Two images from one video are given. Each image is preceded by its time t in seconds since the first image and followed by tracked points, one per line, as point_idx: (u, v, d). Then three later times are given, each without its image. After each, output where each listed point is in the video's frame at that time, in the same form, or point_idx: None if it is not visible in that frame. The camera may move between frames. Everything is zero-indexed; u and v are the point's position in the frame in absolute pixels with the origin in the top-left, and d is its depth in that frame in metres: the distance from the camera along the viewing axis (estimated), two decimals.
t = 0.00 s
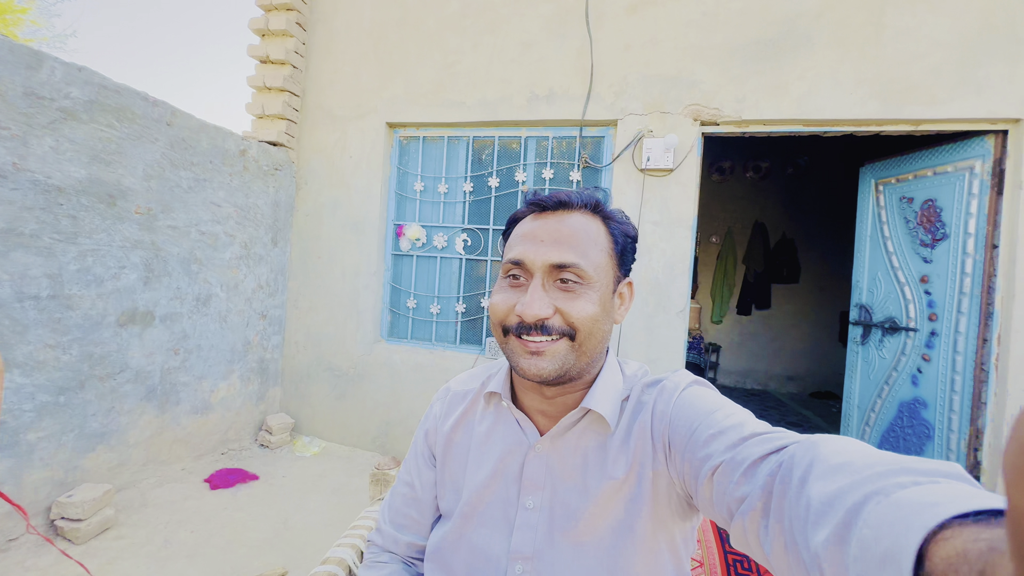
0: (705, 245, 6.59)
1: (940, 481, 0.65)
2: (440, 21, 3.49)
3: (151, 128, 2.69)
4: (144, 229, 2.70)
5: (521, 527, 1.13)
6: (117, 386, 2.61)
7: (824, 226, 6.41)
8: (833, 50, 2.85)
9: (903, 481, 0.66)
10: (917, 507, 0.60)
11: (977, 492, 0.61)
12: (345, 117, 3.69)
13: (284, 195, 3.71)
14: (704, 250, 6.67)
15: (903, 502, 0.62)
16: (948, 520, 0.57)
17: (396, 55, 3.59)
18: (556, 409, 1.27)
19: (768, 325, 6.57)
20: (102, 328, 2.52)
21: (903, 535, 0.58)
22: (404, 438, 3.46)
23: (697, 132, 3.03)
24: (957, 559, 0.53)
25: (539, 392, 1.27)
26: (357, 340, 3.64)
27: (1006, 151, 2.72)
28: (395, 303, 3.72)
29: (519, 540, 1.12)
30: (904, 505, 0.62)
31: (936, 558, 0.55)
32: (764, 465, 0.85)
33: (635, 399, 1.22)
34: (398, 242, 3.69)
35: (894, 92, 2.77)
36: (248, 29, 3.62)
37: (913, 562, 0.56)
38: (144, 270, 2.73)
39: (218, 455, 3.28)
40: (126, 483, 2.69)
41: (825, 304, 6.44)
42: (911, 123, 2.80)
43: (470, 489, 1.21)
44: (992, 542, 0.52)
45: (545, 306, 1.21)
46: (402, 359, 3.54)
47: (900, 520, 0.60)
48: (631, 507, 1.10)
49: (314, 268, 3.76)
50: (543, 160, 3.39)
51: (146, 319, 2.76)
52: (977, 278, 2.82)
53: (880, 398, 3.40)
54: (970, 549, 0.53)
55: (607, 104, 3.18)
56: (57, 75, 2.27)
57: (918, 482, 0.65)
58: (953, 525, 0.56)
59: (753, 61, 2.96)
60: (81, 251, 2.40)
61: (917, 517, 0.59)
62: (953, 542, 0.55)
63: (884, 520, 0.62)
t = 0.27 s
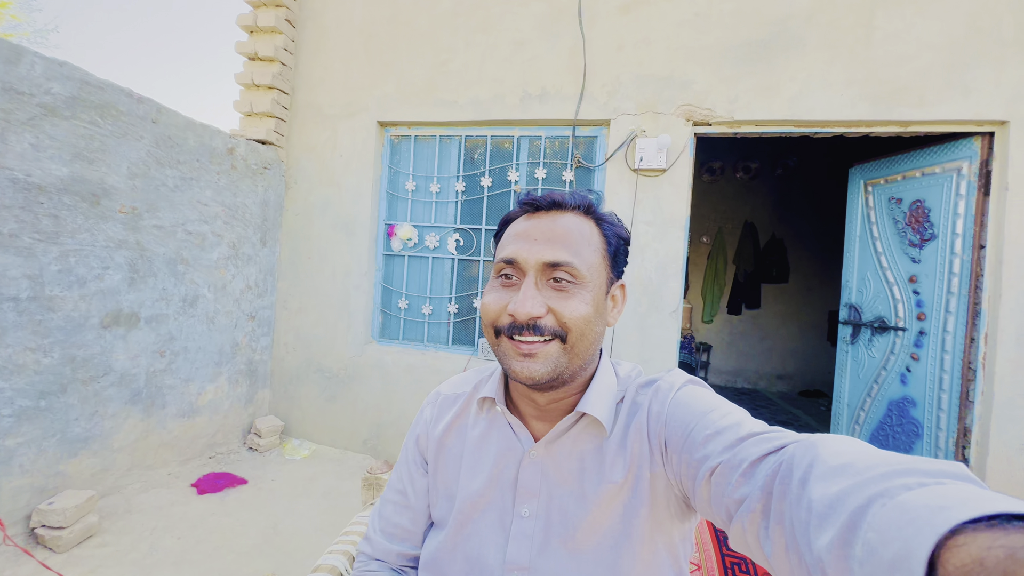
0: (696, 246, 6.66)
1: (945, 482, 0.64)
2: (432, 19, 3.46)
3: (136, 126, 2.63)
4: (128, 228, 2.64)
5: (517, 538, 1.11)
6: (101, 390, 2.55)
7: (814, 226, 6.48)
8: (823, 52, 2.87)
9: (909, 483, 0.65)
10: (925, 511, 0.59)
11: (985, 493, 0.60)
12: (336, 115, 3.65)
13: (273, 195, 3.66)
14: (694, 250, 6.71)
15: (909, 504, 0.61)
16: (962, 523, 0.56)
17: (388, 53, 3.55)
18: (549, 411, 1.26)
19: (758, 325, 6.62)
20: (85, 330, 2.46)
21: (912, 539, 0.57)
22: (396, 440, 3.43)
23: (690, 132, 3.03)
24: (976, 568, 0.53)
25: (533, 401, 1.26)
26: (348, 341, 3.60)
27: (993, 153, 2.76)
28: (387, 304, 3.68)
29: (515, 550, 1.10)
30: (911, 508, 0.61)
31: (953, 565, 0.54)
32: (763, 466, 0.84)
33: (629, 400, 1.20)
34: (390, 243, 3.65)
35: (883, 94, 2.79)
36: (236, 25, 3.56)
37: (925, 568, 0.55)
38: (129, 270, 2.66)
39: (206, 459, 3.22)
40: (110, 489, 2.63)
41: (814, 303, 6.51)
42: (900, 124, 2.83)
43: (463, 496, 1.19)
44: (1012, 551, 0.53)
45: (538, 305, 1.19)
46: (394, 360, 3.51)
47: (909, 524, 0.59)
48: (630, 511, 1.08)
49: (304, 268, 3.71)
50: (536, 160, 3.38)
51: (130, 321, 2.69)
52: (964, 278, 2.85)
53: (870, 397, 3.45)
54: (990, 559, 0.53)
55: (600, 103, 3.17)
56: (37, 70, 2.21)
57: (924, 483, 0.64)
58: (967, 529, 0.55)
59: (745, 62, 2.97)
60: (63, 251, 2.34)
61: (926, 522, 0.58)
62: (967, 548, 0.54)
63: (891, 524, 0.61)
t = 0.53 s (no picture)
0: (689, 245, 6.69)
1: (945, 463, 0.64)
2: (424, 17, 3.45)
3: (123, 122, 2.58)
4: (116, 227, 2.59)
5: (515, 526, 1.09)
6: (88, 392, 2.50)
7: (805, 224, 6.53)
8: (814, 49, 2.89)
9: (908, 464, 0.64)
10: (926, 493, 0.59)
11: (984, 474, 0.60)
12: (328, 113, 3.62)
13: (265, 193, 3.61)
14: (687, 249, 6.74)
15: (909, 486, 0.61)
16: (963, 504, 0.55)
17: (380, 51, 3.53)
18: (543, 399, 1.24)
19: (751, 323, 6.66)
20: (71, 331, 2.41)
21: (913, 521, 0.57)
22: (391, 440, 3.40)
23: (683, 129, 3.04)
24: (977, 547, 0.52)
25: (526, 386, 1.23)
26: (342, 341, 3.56)
27: (981, 149, 2.79)
28: (380, 303, 3.65)
29: (514, 537, 1.08)
30: (911, 490, 0.60)
31: (953, 543, 0.54)
32: (762, 449, 0.84)
33: (624, 386, 1.21)
34: (383, 241, 3.62)
35: (874, 90, 2.82)
36: (226, 22, 3.52)
37: (925, 549, 0.54)
38: (117, 270, 2.62)
39: (197, 461, 3.17)
40: (98, 493, 2.58)
41: (806, 301, 6.56)
42: (890, 120, 2.85)
43: (462, 483, 1.17)
44: (1011, 528, 0.51)
45: (542, 306, 1.18)
46: (388, 360, 3.48)
47: (910, 506, 0.58)
48: (629, 496, 1.08)
49: (296, 268, 3.67)
50: (530, 157, 3.37)
51: (119, 321, 2.64)
52: (955, 272, 2.88)
53: (863, 391, 3.48)
54: (990, 538, 0.52)
55: (593, 100, 3.17)
56: (21, 65, 2.16)
57: (924, 464, 0.64)
58: (967, 509, 0.54)
59: (737, 59, 2.98)
60: (48, 250, 2.29)
61: (927, 503, 0.57)
62: (969, 528, 0.54)
63: (891, 505, 0.61)
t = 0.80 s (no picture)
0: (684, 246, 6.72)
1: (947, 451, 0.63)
2: (419, 20, 3.45)
3: (116, 127, 2.56)
4: (110, 233, 2.57)
5: (522, 521, 1.07)
6: (83, 400, 2.47)
7: (799, 223, 6.58)
8: (807, 49, 2.92)
9: (909, 454, 0.64)
10: (925, 480, 0.58)
11: (985, 462, 0.59)
12: (323, 117, 3.60)
13: (260, 198, 3.59)
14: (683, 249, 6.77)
15: (909, 475, 0.61)
16: (960, 489, 0.54)
17: (375, 54, 3.52)
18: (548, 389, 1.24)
19: (747, 322, 6.69)
20: (65, 338, 2.38)
21: (912, 508, 0.57)
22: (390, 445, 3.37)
23: (679, 129, 3.06)
24: (975, 531, 0.51)
25: (530, 376, 1.23)
26: (339, 345, 3.54)
27: (973, 146, 2.82)
28: (378, 306, 3.63)
29: (520, 533, 1.06)
30: (911, 478, 0.60)
31: (950, 527, 0.53)
32: (765, 443, 0.84)
33: (628, 382, 1.22)
34: (380, 244, 3.61)
35: (867, 89, 2.84)
36: (219, 26, 3.51)
37: (925, 534, 0.54)
38: (111, 276, 2.59)
39: (194, 469, 3.13)
40: (94, 503, 2.54)
41: (801, 299, 6.60)
42: (883, 119, 2.88)
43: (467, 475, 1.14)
44: (1008, 511, 0.50)
45: (546, 290, 1.17)
46: (386, 364, 3.46)
47: (910, 493, 0.58)
48: (635, 492, 1.08)
49: (293, 272, 3.65)
50: (526, 159, 3.38)
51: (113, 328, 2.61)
52: (949, 269, 2.91)
53: (860, 388, 3.51)
54: (986, 521, 0.51)
55: (589, 102, 3.18)
56: (13, 69, 2.14)
57: (925, 453, 0.63)
58: (964, 494, 0.54)
59: (731, 60, 3.00)
60: (42, 257, 2.26)
61: (926, 490, 0.57)
62: (966, 513, 0.53)
63: (892, 494, 0.61)
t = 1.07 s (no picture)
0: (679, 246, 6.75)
1: (945, 457, 0.64)
2: (412, 25, 3.46)
3: (110, 137, 2.56)
4: (104, 242, 2.56)
5: (522, 528, 1.06)
6: (79, 411, 2.45)
7: (793, 222, 6.62)
8: (797, 50, 2.94)
9: (907, 459, 0.64)
10: (923, 486, 0.59)
11: (981, 467, 0.59)
12: (317, 123, 3.61)
13: (255, 205, 3.59)
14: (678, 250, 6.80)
15: (908, 481, 0.61)
16: (958, 496, 0.55)
17: (368, 60, 3.53)
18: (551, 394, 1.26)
19: (743, 321, 6.72)
20: (60, 349, 2.36)
21: (909, 514, 0.57)
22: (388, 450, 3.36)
23: (672, 131, 3.07)
24: (969, 537, 0.52)
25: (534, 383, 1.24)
26: (336, 351, 3.53)
27: (963, 144, 2.85)
28: (375, 312, 3.63)
29: (520, 539, 1.06)
30: (909, 484, 0.60)
31: (947, 534, 0.54)
32: (765, 448, 0.85)
33: (628, 388, 1.23)
34: (376, 250, 3.61)
35: (857, 89, 2.87)
36: (212, 34, 3.51)
37: (922, 541, 0.55)
38: (106, 286, 2.58)
39: (191, 479, 3.11)
40: (90, 515, 2.52)
41: (797, 298, 6.63)
42: (874, 118, 2.91)
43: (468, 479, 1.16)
44: (1005, 518, 0.51)
45: (555, 295, 1.17)
46: (384, 369, 3.45)
47: (908, 499, 0.59)
48: (635, 497, 1.09)
49: (289, 279, 3.64)
50: (521, 163, 3.39)
51: (108, 338, 2.60)
52: (942, 266, 2.93)
53: (856, 386, 3.52)
54: (982, 529, 0.52)
55: (583, 105, 3.19)
56: (4, 80, 2.13)
57: (922, 459, 0.64)
58: (961, 501, 0.54)
59: (723, 62, 3.02)
60: (35, 268, 2.25)
61: (923, 496, 0.58)
62: (961, 519, 0.54)
63: (890, 500, 0.61)
